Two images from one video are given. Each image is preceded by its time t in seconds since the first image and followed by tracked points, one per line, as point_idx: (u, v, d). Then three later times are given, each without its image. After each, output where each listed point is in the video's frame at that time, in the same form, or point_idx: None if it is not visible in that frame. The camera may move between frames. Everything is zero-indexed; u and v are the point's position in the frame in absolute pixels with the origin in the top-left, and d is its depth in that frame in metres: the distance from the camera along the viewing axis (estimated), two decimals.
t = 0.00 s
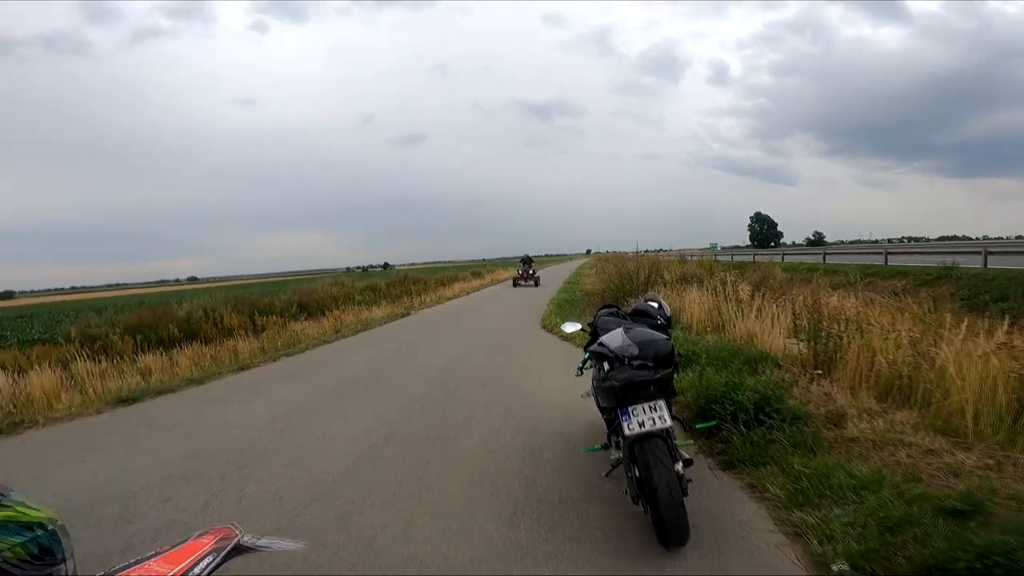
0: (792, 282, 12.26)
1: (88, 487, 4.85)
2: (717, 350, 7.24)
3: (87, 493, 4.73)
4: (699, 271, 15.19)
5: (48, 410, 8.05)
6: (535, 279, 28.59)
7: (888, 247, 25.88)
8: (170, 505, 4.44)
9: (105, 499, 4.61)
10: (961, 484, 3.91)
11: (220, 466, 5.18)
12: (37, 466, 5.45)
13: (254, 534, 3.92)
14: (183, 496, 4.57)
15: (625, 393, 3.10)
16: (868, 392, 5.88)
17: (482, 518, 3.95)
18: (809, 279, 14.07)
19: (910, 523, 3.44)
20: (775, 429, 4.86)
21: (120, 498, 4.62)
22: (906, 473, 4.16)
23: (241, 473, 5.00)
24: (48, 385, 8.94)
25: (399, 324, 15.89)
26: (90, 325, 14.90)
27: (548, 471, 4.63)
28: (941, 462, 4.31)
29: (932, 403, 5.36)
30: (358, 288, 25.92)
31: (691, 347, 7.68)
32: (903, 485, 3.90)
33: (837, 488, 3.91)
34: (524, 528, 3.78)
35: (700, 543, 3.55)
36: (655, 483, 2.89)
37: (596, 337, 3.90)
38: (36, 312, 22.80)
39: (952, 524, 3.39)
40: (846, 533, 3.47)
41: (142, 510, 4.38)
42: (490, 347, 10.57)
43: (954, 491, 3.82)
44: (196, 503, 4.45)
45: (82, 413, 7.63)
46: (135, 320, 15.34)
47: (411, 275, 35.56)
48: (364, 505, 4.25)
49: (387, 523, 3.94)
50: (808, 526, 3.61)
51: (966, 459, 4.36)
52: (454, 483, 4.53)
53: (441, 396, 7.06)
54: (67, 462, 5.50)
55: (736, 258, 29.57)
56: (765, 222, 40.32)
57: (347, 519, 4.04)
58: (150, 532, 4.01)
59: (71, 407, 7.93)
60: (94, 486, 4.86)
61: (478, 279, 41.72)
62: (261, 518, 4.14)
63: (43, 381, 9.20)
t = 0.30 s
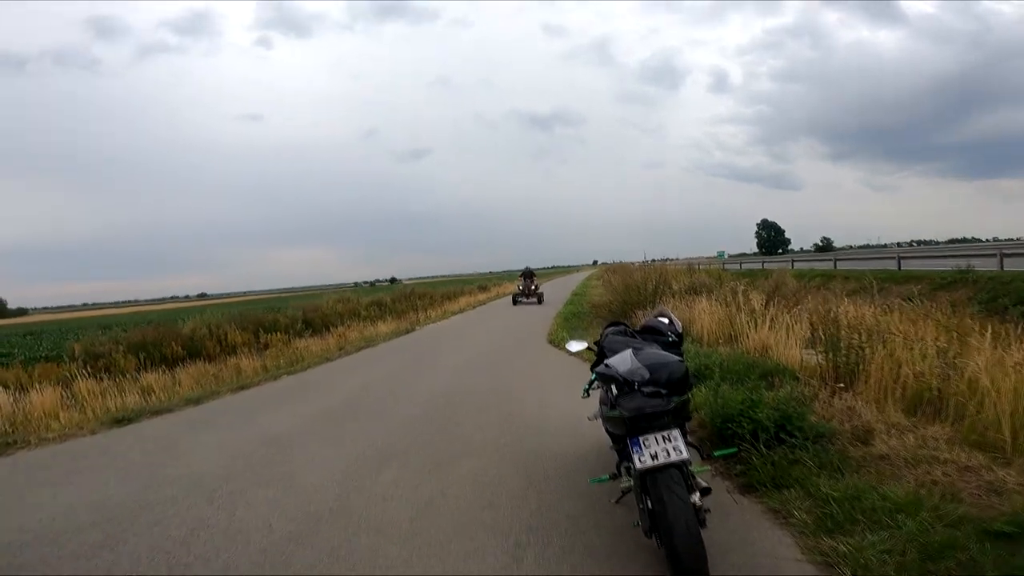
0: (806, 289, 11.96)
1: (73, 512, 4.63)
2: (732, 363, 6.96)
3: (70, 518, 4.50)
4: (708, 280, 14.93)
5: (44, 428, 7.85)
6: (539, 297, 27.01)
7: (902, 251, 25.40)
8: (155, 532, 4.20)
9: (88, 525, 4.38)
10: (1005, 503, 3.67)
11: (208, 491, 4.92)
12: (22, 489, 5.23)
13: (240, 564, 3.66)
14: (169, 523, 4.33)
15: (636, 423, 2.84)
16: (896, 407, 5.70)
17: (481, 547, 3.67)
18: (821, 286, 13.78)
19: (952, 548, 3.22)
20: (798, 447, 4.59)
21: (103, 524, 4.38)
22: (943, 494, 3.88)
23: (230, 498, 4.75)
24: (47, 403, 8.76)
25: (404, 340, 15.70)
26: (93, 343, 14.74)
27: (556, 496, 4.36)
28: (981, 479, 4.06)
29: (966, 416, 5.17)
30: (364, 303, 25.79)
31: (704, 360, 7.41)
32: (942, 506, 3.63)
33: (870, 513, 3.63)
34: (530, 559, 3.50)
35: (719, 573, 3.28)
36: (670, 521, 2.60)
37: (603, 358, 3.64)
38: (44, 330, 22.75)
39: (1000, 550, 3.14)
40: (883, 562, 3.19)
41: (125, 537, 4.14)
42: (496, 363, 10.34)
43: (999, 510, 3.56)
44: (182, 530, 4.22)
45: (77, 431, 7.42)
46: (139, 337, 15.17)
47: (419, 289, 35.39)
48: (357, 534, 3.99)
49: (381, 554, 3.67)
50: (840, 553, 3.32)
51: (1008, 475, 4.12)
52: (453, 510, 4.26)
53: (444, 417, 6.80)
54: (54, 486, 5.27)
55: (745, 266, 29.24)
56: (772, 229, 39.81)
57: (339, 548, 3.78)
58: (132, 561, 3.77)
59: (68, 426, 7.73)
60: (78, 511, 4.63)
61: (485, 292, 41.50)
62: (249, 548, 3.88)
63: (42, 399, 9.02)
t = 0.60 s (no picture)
0: (801, 280, 11.85)
1: (44, 529, 4.34)
2: (732, 357, 6.80)
3: (44, 536, 4.23)
4: (700, 274, 14.79)
5: (18, 442, 7.47)
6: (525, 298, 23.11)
7: (892, 239, 25.40)
8: (135, 549, 3.95)
9: (63, 542, 4.11)
10: None
11: (190, 506, 4.67)
12: None
13: None
14: (150, 539, 4.08)
15: (645, 431, 2.61)
16: (905, 398, 5.58)
17: (481, 559, 3.46)
18: (814, 275, 13.68)
19: (986, 549, 3.16)
20: (808, 444, 4.49)
21: (79, 540, 4.12)
22: (966, 490, 3.80)
23: (214, 513, 4.50)
24: (23, 415, 8.41)
25: (395, 343, 15.41)
26: (73, 351, 14.29)
27: (559, 503, 4.17)
28: (1000, 473, 4.01)
29: (980, 408, 5.07)
30: (354, 305, 25.43)
31: (702, 354, 7.21)
32: (966, 504, 3.58)
33: (893, 514, 3.55)
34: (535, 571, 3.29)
35: None
36: (686, 534, 2.38)
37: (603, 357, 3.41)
38: (26, 341, 22.18)
39: None
40: (913, 566, 3.11)
41: (103, 554, 3.88)
42: (488, 366, 10.12)
43: None
44: (162, 547, 3.96)
45: (53, 445, 7.06)
46: (121, 345, 14.73)
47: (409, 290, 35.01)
48: (349, 548, 3.77)
49: (377, 569, 3.45)
50: (866, 557, 3.25)
51: None
52: (451, 521, 4.05)
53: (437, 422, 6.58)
54: (27, 502, 4.98)
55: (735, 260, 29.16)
56: (760, 222, 39.44)
57: (331, 565, 3.56)
58: None
59: (44, 440, 7.39)
60: (52, 528, 4.35)
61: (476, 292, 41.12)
62: (235, 564, 3.65)
63: (18, 412, 8.66)
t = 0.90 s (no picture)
0: (805, 269, 11.63)
1: (22, 529, 4.13)
2: (739, 346, 6.61)
3: (22, 536, 4.01)
4: (700, 261, 14.61)
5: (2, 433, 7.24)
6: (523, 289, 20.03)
7: (894, 229, 25.18)
8: (118, 550, 3.73)
9: (41, 542, 3.88)
10: None
11: (177, 503, 4.46)
12: None
13: None
14: (134, 539, 3.87)
15: (676, 428, 2.40)
16: (917, 390, 5.39)
17: (486, 563, 3.28)
18: (816, 264, 13.51)
19: (1020, 548, 2.99)
20: (824, 438, 4.30)
21: (59, 540, 3.90)
22: (991, 486, 3.63)
23: (202, 510, 4.29)
24: (9, 404, 8.15)
25: (391, 330, 15.22)
26: (63, 339, 13.98)
27: (566, 500, 3.98)
28: None
29: (998, 404, 4.90)
30: (350, 291, 25.18)
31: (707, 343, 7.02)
32: (994, 501, 3.41)
33: (920, 511, 3.38)
34: None
35: None
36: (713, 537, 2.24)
37: (616, 346, 3.21)
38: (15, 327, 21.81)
39: None
40: (946, 567, 2.94)
41: (83, 556, 3.66)
42: (487, 353, 9.94)
43: None
44: (146, 548, 3.75)
45: (38, 437, 6.83)
46: (111, 333, 14.42)
47: (405, 276, 34.70)
48: (345, 551, 3.58)
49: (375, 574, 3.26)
50: (895, 556, 3.07)
51: None
52: (452, 520, 3.86)
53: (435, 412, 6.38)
54: (6, 498, 4.75)
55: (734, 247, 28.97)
56: (756, 212, 38.92)
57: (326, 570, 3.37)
58: None
59: (29, 431, 7.14)
60: (31, 527, 4.13)
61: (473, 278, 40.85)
62: (224, 569, 3.45)
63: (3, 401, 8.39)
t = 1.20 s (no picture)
0: (812, 256, 11.44)
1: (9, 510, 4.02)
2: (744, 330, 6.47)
3: (8, 518, 3.90)
4: (703, 245, 14.42)
5: None
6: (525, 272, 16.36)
7: (899, 220, 24.89)
8: (106, 533, 3.62)
9: (27, 525, 3.77)
10: None
11: (169, 484, 4.37)
12: None
13: None
14: (123, 523, 3.76)
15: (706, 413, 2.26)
16: (926, 381, 5.26)
17: (486, 552, 3.18)
18: (820, 253, 13.34)
19: None
20: (834, 427, 4.18)
21: (46, 523, 3.79)
22: (1004, 481, 3.52)
23: (194, 492, 4.19)
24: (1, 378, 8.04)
25: (390, 306, 15.10)
26: (58, 312, 13.83)
27: (568, 485, 3.88)
28: None
29: (1009, 397, 4.77)
30: (348, 267, 25.00)
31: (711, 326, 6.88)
32: (1010, 496, 3.29)
33: (934, 505, 3.27)
34: (545, 569, 3.01)
35: None
36: (735, 529, 2.28)
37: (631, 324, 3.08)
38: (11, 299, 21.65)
39: None
40: (962, 563, 2.83)
41: (69, 540, 3.55)
42: (487, 332, 9.82)
43: None
44: (136, 532, 3.66)
45: (30, 412, 6.72)
46: (107, 307, 14.26)
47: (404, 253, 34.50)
48: (340, 536, 3.50)
49: (370, 564, 3.17)
50: (910, 551, 2.96)
51: None
52: (450, 504, 3.76)
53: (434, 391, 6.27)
54: None
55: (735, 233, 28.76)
56: (759, 198, 38.39)
57: (320, 558, 3.27)
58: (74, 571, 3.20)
59: (20, 405, 7.03)
60: (17, 510, 4.02)
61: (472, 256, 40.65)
62: (214, 555, 3.35)
63: None
